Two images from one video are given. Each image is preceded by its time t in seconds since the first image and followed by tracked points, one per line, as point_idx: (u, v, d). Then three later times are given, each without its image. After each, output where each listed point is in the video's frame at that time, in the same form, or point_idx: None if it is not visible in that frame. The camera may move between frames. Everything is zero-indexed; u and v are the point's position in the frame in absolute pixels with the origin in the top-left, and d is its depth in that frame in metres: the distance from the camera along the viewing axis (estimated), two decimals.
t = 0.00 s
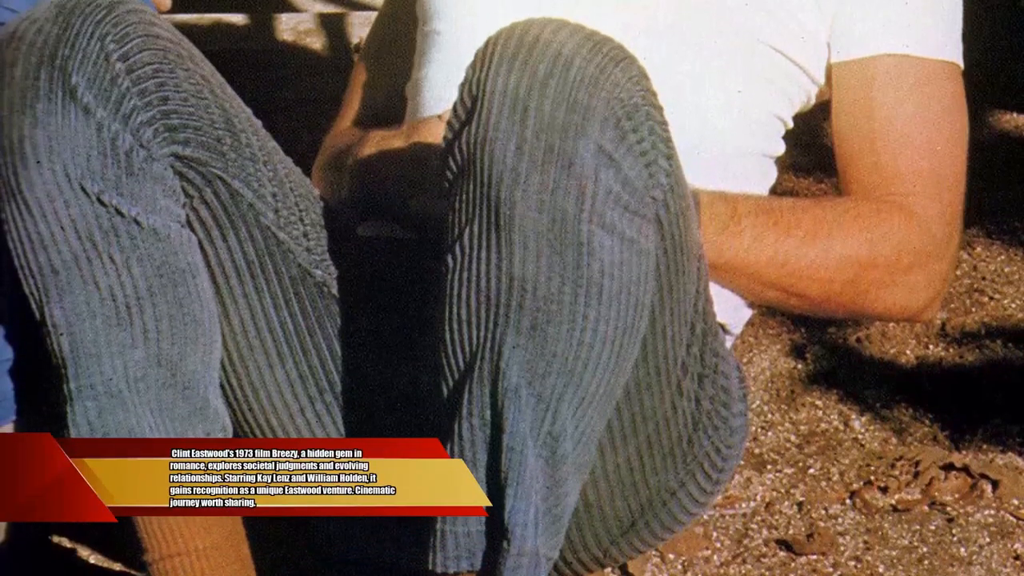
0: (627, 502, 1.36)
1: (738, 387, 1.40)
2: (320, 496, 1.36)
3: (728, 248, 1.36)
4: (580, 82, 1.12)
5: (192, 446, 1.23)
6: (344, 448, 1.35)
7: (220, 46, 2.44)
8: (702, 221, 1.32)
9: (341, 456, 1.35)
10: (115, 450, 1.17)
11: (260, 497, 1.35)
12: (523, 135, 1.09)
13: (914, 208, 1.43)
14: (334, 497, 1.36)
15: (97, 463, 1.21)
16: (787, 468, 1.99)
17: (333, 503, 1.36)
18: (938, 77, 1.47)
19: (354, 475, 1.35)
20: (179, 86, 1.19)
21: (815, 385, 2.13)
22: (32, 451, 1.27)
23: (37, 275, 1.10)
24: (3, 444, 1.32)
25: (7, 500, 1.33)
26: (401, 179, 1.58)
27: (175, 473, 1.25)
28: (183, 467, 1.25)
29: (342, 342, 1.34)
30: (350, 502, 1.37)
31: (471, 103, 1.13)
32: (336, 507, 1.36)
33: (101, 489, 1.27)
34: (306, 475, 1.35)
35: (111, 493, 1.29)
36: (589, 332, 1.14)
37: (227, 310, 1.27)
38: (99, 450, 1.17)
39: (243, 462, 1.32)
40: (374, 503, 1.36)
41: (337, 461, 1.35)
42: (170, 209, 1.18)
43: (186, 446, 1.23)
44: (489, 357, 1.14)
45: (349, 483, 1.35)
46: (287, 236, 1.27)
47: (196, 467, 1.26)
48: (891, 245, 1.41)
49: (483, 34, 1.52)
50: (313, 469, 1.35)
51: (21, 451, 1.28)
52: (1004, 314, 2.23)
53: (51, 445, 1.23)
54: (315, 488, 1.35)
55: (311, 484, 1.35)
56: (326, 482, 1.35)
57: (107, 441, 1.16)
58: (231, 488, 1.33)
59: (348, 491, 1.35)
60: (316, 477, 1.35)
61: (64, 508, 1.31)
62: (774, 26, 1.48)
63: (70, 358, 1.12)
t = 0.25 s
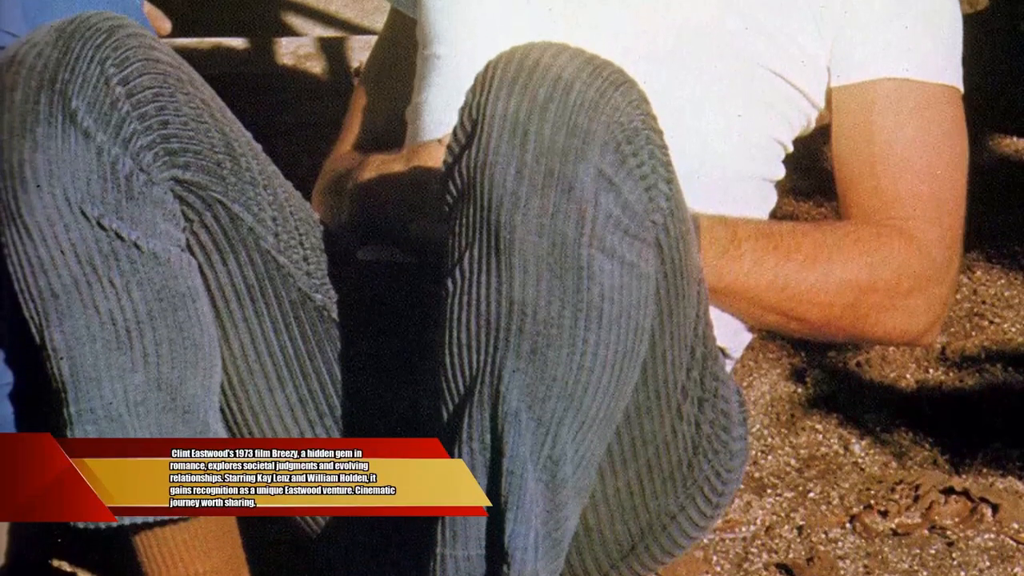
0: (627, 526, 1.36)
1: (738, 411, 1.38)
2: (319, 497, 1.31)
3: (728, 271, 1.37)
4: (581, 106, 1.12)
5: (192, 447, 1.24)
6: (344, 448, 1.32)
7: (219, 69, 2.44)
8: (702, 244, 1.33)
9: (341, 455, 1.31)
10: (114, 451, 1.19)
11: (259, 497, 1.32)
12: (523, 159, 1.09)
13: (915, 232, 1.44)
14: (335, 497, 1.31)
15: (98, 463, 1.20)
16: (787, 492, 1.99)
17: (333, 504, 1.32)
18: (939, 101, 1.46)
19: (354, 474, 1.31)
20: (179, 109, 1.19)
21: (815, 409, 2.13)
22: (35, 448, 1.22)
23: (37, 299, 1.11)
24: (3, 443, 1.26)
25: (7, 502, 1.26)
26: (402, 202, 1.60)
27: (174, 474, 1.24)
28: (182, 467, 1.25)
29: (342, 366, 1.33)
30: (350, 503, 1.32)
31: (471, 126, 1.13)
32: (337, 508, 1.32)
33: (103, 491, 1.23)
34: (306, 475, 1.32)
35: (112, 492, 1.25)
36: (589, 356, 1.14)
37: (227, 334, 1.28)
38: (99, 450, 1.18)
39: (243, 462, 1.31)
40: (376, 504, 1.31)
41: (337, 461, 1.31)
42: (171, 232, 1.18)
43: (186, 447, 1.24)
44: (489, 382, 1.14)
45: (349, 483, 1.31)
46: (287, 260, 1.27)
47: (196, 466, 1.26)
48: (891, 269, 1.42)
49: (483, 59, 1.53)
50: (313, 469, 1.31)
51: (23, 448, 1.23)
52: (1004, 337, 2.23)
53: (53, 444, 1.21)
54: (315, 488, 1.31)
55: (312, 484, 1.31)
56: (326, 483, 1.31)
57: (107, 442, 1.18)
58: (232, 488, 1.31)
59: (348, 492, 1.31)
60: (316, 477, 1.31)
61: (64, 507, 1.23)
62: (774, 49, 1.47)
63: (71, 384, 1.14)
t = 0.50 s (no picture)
0: (627, 550, 1.35)
1: (738, 435, 1.40)
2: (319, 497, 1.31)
3: (728, 295, 1.38)
4: (581, 129, 1.12)
5: (193, 446, 1.22)
6: (344, 448, 1.31)
7: (219, 93, 2.45)
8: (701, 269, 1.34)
9: (340, 455, 1.31)
10: (115, 451, 1.17)
11: (259, 497, 1.31)
12: (523, 182, 1.10)
13: (915, 255, 1.44)
14: (335, 497, 1.31)
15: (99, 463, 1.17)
16: (787, 515, 1.98)
17: (333, 504, 1.32)
18: (939, 124, 1.46)
19: (354, 475, 1.31)
20: (179, 132, 1.19)
21: (815, 432, 2.13)
22: (35, 448, 1.21)
23: (37, 321, 1.12)
24: (4, 443, 1.27)
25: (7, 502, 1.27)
26: (402, 226, 1.61)
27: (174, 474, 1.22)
28: (182, 468, 1.23)
29: (342, 390, 1.33)
30: (350, 503, 1.32)
31: (471, 150, 1.14)
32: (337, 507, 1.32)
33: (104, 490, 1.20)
34: (306, 475, 1.31)
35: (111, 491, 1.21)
36: (589, 379, 1.13)
37: (227, 358, 1.27)
38: (100, 450, 1.16)
39: (243, 462, 1.29)
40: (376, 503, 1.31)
41: (337, 461, 1.31)
42: (171, 255, 1.18)
43: (187, 446, 1.22)
44: (489, 405, 1.14)
45: (350, 483, 1.31)
46: (287, 283, 1.27)
47: (196, 467, 1.24)
48: (891, 291, 1.43)
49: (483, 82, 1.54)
50: (313, 469, 1.31)
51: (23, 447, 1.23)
52: (1004, 361, 2.23)
53: (54, 444, 1.20)
54: (315, 488, 1.31)
55: (311, 484, 1.31)
56: (325, 483, 1.31)
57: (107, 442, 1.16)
58: (232, 488, 1.29)
59: (348, 491, 1.31)
60: (316, 477, 1.31)
61: (64, 507, 1.19)
62: (773, 72, 1.48)
63: (71, 407, 1.15)
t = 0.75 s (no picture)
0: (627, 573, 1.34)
1: (738, 459, 1.40)
2: (319, 497, 1.31)
3: (728, 318, 1.41)
4: (581, 153, 1.12)
5: (192, 445, 1.23)
6: (344, 448, 1.32)
7: (219, 117, 2.46)
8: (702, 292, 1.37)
9: (341, 455, 1.32)
10: (115, 451, 1.18)
11: (259, 497, 1.31)
12: (523, 207, 1.10)
13: (915, 278, 1.45)
14: (334, 497, 1.31)
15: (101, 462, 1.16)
16: (787, 539, 1.98)
17: (333, 504, 1.32)
18: (939, 148, 1.47)
19: (354, 475, 1.32)
20: (179, 156, 1.19)
21: (815, 456, 2.12)
22: (34, 448, 1.20)
23: (37, 346, 1.12)
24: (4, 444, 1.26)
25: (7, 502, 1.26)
26: (401, 250, 1.61)
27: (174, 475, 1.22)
28: (182, 468, 1.23)
29: (342, 414, 1.34)
30: (350, 503, 1.33)
31: (471, 174, 1.14)
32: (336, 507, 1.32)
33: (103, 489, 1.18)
34: (306, 475, 1.31)
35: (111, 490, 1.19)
36: (589, 404, 1.13)
37: (227, 382, 1.27)
38: (100, 450, 1.17)
39: (242, 462, 1.29)
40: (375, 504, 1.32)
41: (337, 461, 1.32)
42: (171, 279, 1.18)
43: (187, 446, 1.22)
44: (490, 429, 1.14)
45: (349, 483, 1.32)
46: (287, 307, 1.27)
47: (195, 466, 1.24)
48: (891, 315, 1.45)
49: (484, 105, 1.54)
50: (313, 469, 1.31)
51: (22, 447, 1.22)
52: (1004, 385, 2.22)
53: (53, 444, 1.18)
54: (315, 488, 1.31)
55: (311, 484, 1.31)
56: (326, 483, 1.31)
57: (108, 442, 1.16)
58: (231, 488, 1.29)
59: (348, 491, 1.31)
60: (316, 477, 1.31)
61: (64, 507, 1.18)
62: (773, 96, 1.48)
63: (71, 431, 1.15)
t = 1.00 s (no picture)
0: None
1: (738, 483, 1.39)
2: (318, 497, 1.31)
3: (728, 342, 1.42)
4: (581, 177, 1.12)
5: (192, 445, 1.22)
6: (344, 448, 1.33)
7: (219, 141, 2.47)
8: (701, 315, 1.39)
9: (340, 455, 1.32)
10: (114, 451, 1.19)
11: (260, 497, 1.31)
12: (523, 231, 1.10)
13: (915, 302, 1.45)
14: (334, 497, 1.32)
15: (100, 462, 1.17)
16: (787, 563, 1.97)
17: (333, 504, 1.32)
18: (938, 172, 1.47)
19: (354, 475, 1.32)
20: (179, 180, 1.20)
21: (815, 480, 2.12)
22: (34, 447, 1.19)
23: (37, 370, 1.13)
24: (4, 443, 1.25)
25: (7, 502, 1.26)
26: (401, 274, 1.60)
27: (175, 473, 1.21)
28: (182, 468, 1.23)
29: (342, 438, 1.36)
30: (350, 503, 1.33)
31: (470, 199, 1.14)
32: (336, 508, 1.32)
33: (103, 488, 1.18)
34: (306, 475, 1.31)
35: (111, 491, 1.19)
36: (589, 427, 1.13)
37: (227, 406, 1.29)
38: (100, 450, 1.18)
39: (243, 462, 1.29)
40: (376, 504, 1.33)
41: (337, 461, 1.32)
42: (172, 303, 1.19)
43: (187, 446, 1.22)
44: (490, 453, 1.15)
45: (350, 483, 1.32)
46: (287, 331, 1.27)
47: (196, 467, 1.24)
48: (892, 339, 1.45)
49: (484, 129, 1.55)
50: (313, 469, 1.32)
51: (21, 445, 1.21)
52: (1004, 410, 2.22)
53: (53, 444, 1.17)
54: (314, 488, 1.31)
55: (311, 484, 1.31)
56: (326, 483, 1.31)
57: (109, 442, 1.17)
58: (231, 489, 1.29)
59: (348, 491, 1.32)
60: (316, 477, 1.31)
61: (64, 508, 1.17)
62: (773, 120, 1.49)
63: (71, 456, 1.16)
